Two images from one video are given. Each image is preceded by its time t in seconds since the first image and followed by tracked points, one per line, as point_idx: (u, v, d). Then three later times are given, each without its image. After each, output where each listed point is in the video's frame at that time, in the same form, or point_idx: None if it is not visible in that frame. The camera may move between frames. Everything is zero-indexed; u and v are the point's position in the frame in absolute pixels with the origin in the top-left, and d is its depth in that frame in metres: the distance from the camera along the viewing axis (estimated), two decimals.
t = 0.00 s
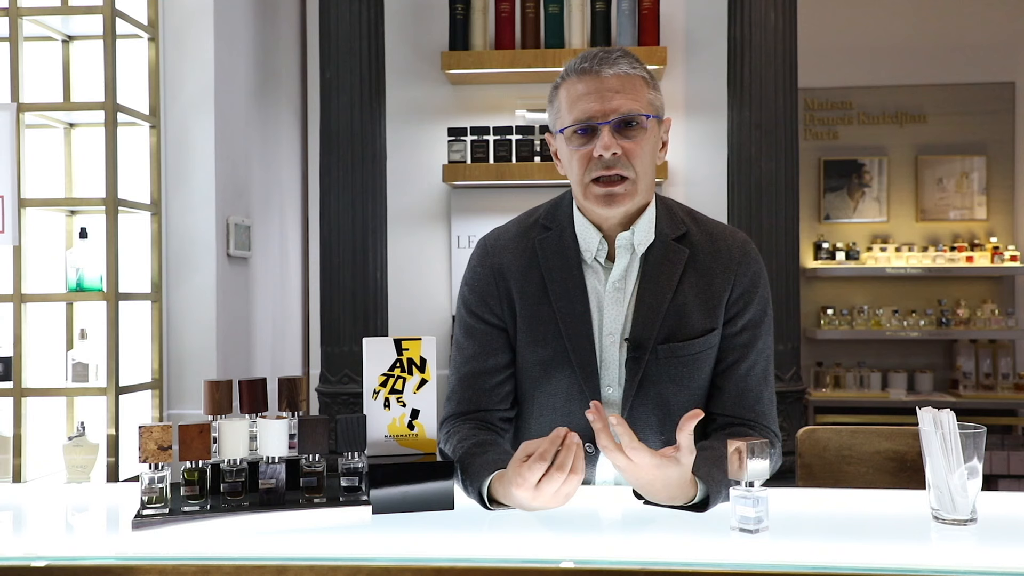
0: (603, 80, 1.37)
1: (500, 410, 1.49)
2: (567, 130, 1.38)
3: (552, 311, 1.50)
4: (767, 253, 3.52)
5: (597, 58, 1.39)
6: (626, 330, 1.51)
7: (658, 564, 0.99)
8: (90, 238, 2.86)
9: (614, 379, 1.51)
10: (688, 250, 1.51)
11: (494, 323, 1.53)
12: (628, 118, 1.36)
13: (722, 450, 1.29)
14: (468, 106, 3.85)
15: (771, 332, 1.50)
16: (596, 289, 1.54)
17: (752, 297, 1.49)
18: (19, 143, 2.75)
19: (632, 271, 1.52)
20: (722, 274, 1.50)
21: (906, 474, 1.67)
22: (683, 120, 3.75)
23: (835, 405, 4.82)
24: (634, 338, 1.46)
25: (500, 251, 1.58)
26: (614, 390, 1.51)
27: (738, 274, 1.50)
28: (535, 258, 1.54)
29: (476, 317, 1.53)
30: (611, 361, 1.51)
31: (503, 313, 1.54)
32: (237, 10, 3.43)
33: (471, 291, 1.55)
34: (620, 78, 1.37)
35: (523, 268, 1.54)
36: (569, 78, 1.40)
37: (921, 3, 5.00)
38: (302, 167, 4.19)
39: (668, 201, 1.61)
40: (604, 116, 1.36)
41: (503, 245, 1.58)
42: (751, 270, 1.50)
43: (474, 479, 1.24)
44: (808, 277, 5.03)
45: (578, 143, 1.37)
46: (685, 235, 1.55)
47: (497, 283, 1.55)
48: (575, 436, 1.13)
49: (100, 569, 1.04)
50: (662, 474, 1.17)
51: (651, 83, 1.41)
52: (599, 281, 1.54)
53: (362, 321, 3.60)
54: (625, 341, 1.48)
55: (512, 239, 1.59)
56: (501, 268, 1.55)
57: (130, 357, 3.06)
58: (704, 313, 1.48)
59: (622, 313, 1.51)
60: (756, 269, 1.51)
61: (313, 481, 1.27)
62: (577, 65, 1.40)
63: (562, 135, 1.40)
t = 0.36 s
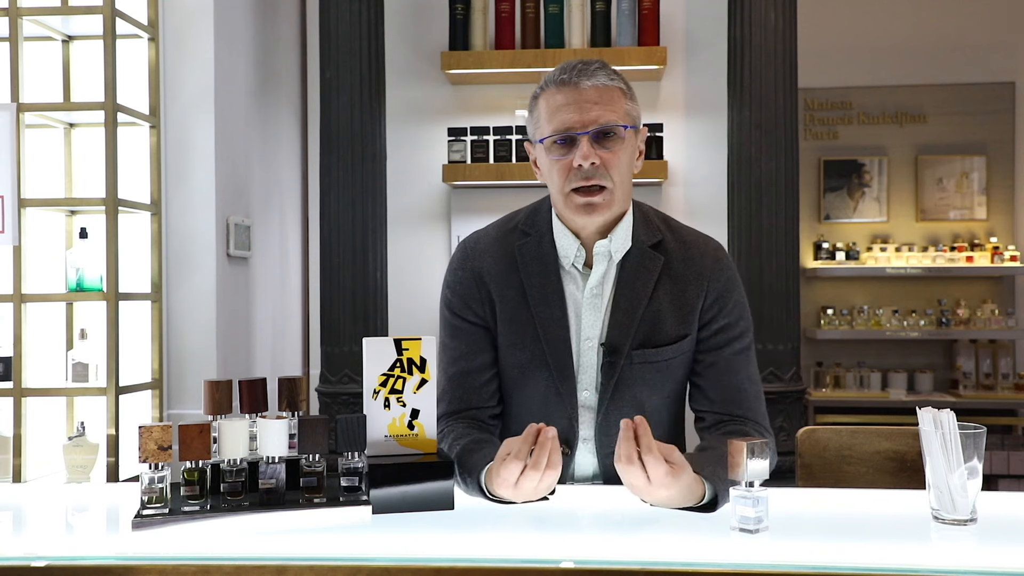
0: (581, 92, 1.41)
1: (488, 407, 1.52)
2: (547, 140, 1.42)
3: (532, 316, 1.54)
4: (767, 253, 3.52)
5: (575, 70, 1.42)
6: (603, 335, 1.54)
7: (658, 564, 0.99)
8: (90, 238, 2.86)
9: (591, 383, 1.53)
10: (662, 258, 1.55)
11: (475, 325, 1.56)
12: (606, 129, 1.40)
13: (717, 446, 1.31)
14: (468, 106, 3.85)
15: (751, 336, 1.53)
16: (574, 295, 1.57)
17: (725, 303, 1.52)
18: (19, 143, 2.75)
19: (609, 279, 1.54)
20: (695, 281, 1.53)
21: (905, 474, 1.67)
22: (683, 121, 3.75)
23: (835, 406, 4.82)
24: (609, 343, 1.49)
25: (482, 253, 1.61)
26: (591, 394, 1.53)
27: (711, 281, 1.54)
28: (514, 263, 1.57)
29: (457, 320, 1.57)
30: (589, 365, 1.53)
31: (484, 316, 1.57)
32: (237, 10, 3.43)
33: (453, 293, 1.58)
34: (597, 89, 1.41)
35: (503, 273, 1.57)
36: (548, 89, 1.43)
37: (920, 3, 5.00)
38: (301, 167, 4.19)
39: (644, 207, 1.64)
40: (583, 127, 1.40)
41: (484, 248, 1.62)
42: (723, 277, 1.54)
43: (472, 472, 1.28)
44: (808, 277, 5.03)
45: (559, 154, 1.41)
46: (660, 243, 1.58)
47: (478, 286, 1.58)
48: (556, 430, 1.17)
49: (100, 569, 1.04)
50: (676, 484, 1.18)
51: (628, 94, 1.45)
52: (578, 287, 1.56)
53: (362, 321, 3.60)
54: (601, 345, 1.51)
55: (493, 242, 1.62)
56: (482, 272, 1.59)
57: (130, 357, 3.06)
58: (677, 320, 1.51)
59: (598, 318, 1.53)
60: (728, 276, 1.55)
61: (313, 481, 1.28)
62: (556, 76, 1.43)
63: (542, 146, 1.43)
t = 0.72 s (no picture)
0: (571, 99, 1.39)
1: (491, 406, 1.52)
2: (538, 150, 1.41)
3: (533, 320, 1.54)
4: (767, 253, 3.52)
5: (563, 78, 1.41)
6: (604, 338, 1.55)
7: (658, 564, 0.99)
8: (90, 238, 2.86)
9: (594, 386, 1.55)
10: (661, 261, 1.55)
11: (479, 328, 1.56)
12: (598, 135, 1.38)
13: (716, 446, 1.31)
14: (468, 106, 3.85)
15: (751, 336, 1.52)
16: (575, 299, 1.57)
17: (724, 305, 1.52)
18: (19, 143, 2.75)
19: (608, 284, 1.55)
20: (694, 285, 1.53)
21: (905, 474, 1.67)
22: (683, 121, 3.75)
23: (835, 406, 4.82)
24: (609, 348, 1.50)
25: (484, 256, 1.61)
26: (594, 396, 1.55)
27: (710, 284, 1.53)
28: (516, 266, 1.58)
29: (460, 322, 1.57)
30: (591, 369, 1.55)
31: (487, 319, 1.57)
32: (237, 11, 3.43)
33: (457, 295, 1.58)
34: (586, 96, 1.40)
35: (505, 276, 1.57)
36: (537, 98, 1.42)
37: (920, 4, 5.01)
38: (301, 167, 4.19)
39: (642, 208, 1.65)
40: (573, 136, 1.38)
41: (487, 250, 1.62)
42: (723, 279, 1.54)
43: (468, 477, 1.27)
44: (808, 277, 5.03)
45: (550, 162, 1.40)
46: (659, 246, 1.58)
47: (481, 288, 1.58)
48: (563, 438, 1.18)
49: (100, 569, 1.04)
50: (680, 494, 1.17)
51: (619, 97, 1.43)
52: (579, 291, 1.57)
53: (362, 321, 3.60)
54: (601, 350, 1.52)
55: (495, 244, 1.63)
56: (484, 274, 1.59)
57: (130, 357, 3.06)
58: (676, 324, 1.51)
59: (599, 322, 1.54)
60: (727, 277, 1.54)
61: (313, 481, 1.28)
62: (545, 85, 1.41)
63: (534, 155, 1.42)
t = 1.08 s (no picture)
0: (573, 121, 1.38)
1: (497, 403, 1.51)
2: (542, 170, 1.41)
3: (543, 328, 1.55)
4: (767, 253, 3.52)
5: (567, 97, 1.40)
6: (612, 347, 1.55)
7: (657, 564, 0.99)
8: (90, 238, 2.86)
9: (603, 392, 1.57)
10: (667, 269, 1.55)
11: (490, 335, 1.56)
12: (600, 157, 1.38)
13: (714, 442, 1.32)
14: (468, 106, 3.85)
15: (753, 337, 1.53)
16: (582, 309, 1.57)
17: (728, 311, 1.52)
18: (19, 143, 2.75)
19: (615, 295, 1.55)
20: (698, 292, 1.53)
21: (906, 474, 1.67)
22: (683, 121, 3.75)
23: (835, 406, 4.81)
24: (616, 354, 1.51)
25: (495, 265, 1.61)
26: (604, 401, 1.57)
27: (713, 291, 1.53)
28: (525, 276, 1.57)
29: (470, 329, 1.56)
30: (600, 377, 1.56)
31: (499, 327, 1.57)
32: (237, 10, 3.43)
33: (468, 301, 1.58)
34: (589, 117, 1.38)
35: (516, 284, 1.57)
36: (541, 116, 1.41)
37: (920, 4, 5.01)
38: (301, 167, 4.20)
39: (647, 218, 1.65)
40: (575, 158, 1.38)
41: (498, 259, 1.61)
42: (726, 285, 1.54)
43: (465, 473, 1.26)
44: (808, 277, 5.03)
45: (553, 181, 1.40)
46: (664, 256, 1.58)
47: (492, 296, 1.58)
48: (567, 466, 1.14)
49: (100, 569, 1.04)
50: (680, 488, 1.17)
51: (621, 116, 1.42)
52: (586, 299, 1.57)
53: (362, 321, 3.60)
54: (610, 358, 1.53)
55: (505, 253, 1.62)
56: (495, 282, 1.58)
57: (130, 357, 3.06)
58: (681, 330, 1.52)
59: (607, 330, 1.55)
60: (729, 283, 1.55)
61: (313, 481, 1.28)
62: (548, 104, 1.40)
63: (538, 174, 1.42)
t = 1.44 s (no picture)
0: (546, 138, 1.37)
1: (498, 403, 1.51)
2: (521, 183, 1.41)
3: (544, 332, 1.55)
4: (767, 253, 3.52)
5: (542, 112, 1.38)
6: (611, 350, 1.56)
7: (658, 564, 0.99)
8: (90, 238, 2.86)
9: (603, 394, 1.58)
10: (667, 273, 1.55)
11: (492, 338, 1.56)
12: (569, 176, 1.36)
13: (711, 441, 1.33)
14: (468, 106, 3.85)
15: (753, 337, 1.52)
16: (582, 313, 1.58)
17: (728, 312, 1.52)
18: (19, 143, 2.75)
19: (614, 298, 1.55)
20: (697, 294, 1.53)
21: (906, 474, 1.67)
22: (683, 121, 3.75)
23: (835, 406, 4.81)
24: (616, 358, 1.51)
25: (497, 268, 1.60)
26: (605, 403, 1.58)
27: (713, 293, 1.53)
28: (527, 280, 1.57)
29: (472, 332, 1.55)
30: (601, 379, 1.56)
31: (501, 330, 1.57)
32: (237, 10, 3.43)
33: (470, 304, 1.58)
34: (561, 135, 1.36)
35: (517, 288, 1.57)
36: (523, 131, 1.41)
37: (920, 3, 5.01)
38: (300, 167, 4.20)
39: (646, 221, 1.64)
40: (545, 176, 1.37)
41: (500, 262, 1.61)
42: (725, 287, 1.54)
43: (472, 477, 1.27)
44: (808, 277, 5.03)
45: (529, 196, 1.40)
46: (664, 259, 1.58)
47: (494, 300, 1.57)
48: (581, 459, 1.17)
49: (99, 569, 1.04)
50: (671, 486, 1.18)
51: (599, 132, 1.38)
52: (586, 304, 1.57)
53: (362, 321, 3.59)
54: (609, 362, 1.54)
55: (507, 256, 1.62)
56: (497, 286, 1.58)
57: (130, 357, 3.06)
58: (680, 333, 1.52)
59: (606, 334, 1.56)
60: (729, 285, 1.54)
61: (313, 481, 1.28)
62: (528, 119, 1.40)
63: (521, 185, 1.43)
